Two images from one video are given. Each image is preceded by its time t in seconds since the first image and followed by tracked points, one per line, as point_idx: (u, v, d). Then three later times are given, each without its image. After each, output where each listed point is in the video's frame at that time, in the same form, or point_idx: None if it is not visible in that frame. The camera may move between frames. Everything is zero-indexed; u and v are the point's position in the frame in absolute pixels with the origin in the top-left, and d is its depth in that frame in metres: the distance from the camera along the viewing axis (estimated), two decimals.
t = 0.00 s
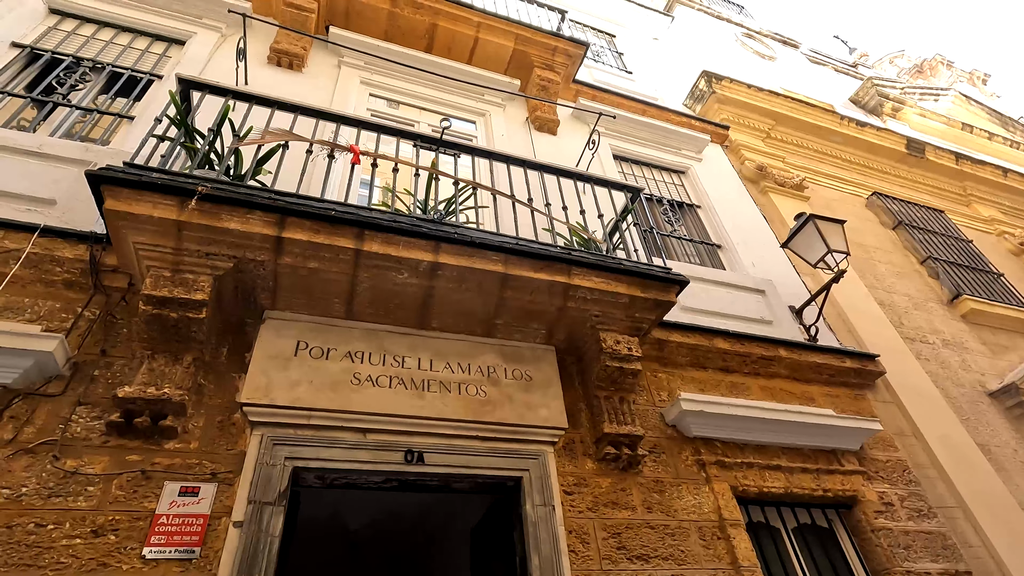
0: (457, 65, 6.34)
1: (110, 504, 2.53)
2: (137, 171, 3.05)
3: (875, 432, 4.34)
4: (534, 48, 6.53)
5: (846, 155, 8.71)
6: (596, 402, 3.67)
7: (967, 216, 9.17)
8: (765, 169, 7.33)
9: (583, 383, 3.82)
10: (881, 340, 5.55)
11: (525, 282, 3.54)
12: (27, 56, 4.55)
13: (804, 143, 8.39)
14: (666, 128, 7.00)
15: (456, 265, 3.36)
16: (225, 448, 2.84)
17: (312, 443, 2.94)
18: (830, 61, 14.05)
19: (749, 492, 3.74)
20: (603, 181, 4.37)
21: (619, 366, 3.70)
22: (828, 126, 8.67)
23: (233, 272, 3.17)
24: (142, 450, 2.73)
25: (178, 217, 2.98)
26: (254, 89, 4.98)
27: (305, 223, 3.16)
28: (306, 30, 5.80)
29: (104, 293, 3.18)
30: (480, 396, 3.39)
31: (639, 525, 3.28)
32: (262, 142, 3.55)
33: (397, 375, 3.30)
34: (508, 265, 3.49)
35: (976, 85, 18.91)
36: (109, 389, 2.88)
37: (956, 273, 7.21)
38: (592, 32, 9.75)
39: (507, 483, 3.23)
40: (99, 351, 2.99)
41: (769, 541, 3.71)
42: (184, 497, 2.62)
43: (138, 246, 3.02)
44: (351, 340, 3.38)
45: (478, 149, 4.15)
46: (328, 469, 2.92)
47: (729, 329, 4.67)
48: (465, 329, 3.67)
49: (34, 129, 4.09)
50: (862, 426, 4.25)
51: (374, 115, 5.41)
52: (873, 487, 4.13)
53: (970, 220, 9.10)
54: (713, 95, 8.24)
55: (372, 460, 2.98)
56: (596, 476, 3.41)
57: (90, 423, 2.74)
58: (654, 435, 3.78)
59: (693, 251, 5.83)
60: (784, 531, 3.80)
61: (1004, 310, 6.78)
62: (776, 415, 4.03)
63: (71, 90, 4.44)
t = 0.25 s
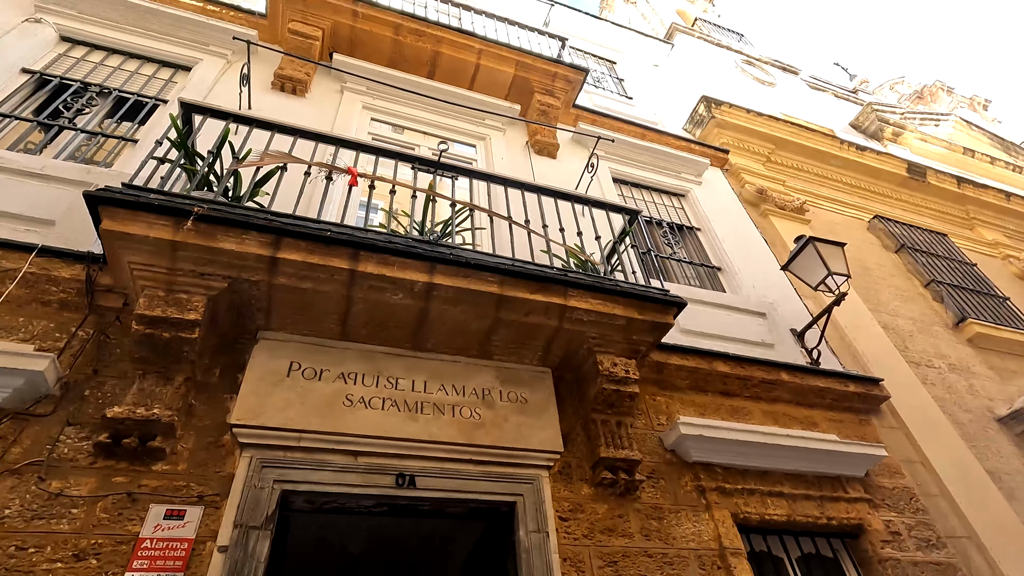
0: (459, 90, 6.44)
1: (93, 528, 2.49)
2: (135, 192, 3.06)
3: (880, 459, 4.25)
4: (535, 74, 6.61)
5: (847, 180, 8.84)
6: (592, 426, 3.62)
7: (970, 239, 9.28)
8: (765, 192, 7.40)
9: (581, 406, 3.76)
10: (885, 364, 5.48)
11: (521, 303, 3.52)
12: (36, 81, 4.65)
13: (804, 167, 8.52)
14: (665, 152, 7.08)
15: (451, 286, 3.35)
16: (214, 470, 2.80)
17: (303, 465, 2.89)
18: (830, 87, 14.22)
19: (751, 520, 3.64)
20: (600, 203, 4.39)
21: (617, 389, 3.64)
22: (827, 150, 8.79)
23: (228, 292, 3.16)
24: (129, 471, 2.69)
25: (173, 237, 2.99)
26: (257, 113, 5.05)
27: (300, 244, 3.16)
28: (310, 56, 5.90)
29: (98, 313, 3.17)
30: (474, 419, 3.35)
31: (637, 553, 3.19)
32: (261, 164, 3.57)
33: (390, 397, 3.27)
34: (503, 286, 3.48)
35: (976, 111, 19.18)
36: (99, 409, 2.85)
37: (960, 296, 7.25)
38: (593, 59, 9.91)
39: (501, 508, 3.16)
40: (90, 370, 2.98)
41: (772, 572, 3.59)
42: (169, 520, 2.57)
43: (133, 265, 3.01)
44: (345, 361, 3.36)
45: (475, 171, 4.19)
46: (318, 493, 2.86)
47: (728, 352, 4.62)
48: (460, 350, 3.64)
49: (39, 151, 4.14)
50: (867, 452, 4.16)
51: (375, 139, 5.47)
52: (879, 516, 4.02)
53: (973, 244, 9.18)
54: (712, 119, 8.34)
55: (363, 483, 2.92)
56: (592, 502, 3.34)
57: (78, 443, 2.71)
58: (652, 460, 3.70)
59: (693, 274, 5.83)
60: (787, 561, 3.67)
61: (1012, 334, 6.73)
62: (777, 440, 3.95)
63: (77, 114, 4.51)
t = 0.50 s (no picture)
0: (452, 108, 6.47)
1: (54, 546, 2.40)
2: (116, 202, 3.02)
3: (872, 483, 4.17)
4: (529, 94, 6.65)
5: (840, 202, 8.88)
6: (577, 445, 3.55)
7: (965, 262, 9.30)
8: (757, 213, 7.41)
9: (566, 426, 3.68)
10: (877, 387, 5.42)
11: (506, 319, 3.47)
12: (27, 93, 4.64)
13: (797, 189, 8.57)
14: (658, 172, 7.11)
15: (435, 301, 3.31)
16: (184, 487, 2.72)
17: (277, 482, 2.81)
18: (823, 112, 14.39)
19: (740, 544, 3.55)
20: (588, 221, 4.38)
21: (603, 408, 3.58)
22: (820, 172, 8.86)
23: (207, 304, 3.10)
24: (95, 487, 2.61)
25: (152, 247, 2.94)
26: (249, 128, 5.05)
27: (282, 256, 3.12)
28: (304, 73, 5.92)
29: (74, 324, 3.11)
30: (456, 437, 3.27)
31: None
32: (246, 177, 3.53)
33: (370, 414, 3.20)
34: (488, 301, 3.43)
35: (968, 137, 19.49)
36: (68, 422, 2.78)
37: (954, 319, 7.23)
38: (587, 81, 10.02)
39: (481, 530, 3.07)
40: (63, 382, 2.91)
41: None
42: (134, 539, 2.49)
43: (110, 276, 2.95)
44: (325, 376, 3.29)
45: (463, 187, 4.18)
46: (291, 512, 2.77)
47: (719, 372, 4.56)
48: (444, 367, 3.58)
49: (25, 162, 4.11)
50: (858, 476, 4.09)
51: (366, 155, 5.48)
52: (872, 541, 3.93)
53: (967, 267, 9.20)
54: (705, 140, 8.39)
55: (339, 502, 2.84)
56: (576, 524, 3.25)
57: (44, 458, 2.64)
58: (638, 481, 3.62)
59: (684, 293, 5.81)
60: None
61: (1006, 358, 6.69)
62: (766, 462, 3.88)
63: (66, 126, 4.49)
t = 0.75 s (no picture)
0: (440, 104, 6.43)
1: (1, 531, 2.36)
2: (83, 185, 2.96)
3: (847, 488, 4.14)
4: (519, 92, 6.61)
5: (831, 208, 8.87)
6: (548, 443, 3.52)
7: (954, 271, 9.31)
8: (746, 217, 7.39)
9: (538, 423, 3.64)
10: (859, 392, 5.40)
11: (479, 314, 3.43)
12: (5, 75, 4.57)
13: (787, 194, 8.56)
14: (647, 173, 7.08)
15: (406, 294, 3.26)
16: (140, 475, 2.69)
17: (236, 473, 2.76)
18: (819, 119, 14.41)
19: (709, 546, 3.51)
20: (568, 218, 4.35)
21: (575, 406, 3.55)
22: (812, 178, 8.85)
23: (173, 291, 3.03)
24: (48, 473, 2.57)
25: (116, 231, 2.87)
26: (231, 117, 5.00)
27: (251, 244, 3.06)
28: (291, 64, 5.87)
29: (37, 308, 3.05)
30: (424, 430, 3.23)
31: None
32: (220, 164, 3.47)
33: (336, 405, 3.15)
34: (460, 295, 3.39)
35: (964, 149, 19.63)
36: (23, 408, 2.75)
37: (940, 327, 7.23)
38: (581, 82, 10.00)
39: (444, 527, 3.03)
40: (21, 366, 2.87)
41: None
42: (85, 526, 2.46)
43: (73, 259, 2.89)
44: (292, 367, 3.24)
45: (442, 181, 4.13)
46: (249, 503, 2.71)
47: (697, 373, 4.52)
48: (415, 360, 3.52)
49: None
50: (833, 481, 4.07)
51: (350, 147, 5.44)
52: (844, 547, 3.89)
53: (956, 275, 9.22)
54: (696, 143, 8.36)
55: (299, 493, 2.79)
56: (542, 522, 3.22)
57: None
58: (608, 480, 3.59)
59: (668, 295, 5.79)
60: None
61: (989, 367, 6.69)
62: (740, 465, 3.85)
63: (44, 110, 4.44)
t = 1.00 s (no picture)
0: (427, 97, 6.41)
1: None
2: (47, 165, 2.87)
3: (817, 488, 4.16)
4: (506, 86, 6.59)
5: (818, 212, 8.90)
6: (516, 436, 3.52)
7: (939, 278, 9.36)
8: (732, 218, 7.40)
9: (508, 417, 3.63)
10: (836, 395, 5.42)
11: (451, 307, 3.41)
12: None
13: (775, 197, 8.58)
14: (633, 172, 7.08)
15: (376, 284, 3.24)
16: (97, 457, 2.69)
17: (195, 458, 2.74)
18: (812, 123, 14.46)
19: (675, 543, 3.52)
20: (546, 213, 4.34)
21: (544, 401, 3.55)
22: (800, 181, 8.88)
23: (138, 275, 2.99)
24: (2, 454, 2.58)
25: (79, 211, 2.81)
26: (212, 103, 4.95)
27: (219, 229, 3.01)
28: (276, 53, 5.84)
29: None
30: (390, 421, 3.22)
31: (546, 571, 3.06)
32: (193, 149, 3.44)
33: (301, 394, 3.14)
34: (432, 287, 3.36)
35: (956, 157, 19.74)
36: None
37: (921, 332, 7.26)
38: (574, 80, 10.00)
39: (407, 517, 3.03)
40: None
41: None
42: (37, 507, 2.45)
43: (36, 239, 2.84)
44: (259, 354, 3.22)
45: (419, 172, 4.12)
46: (207, 489, 2.70)
47: (672, 371, 4.53)
48: (385, 351, 3.51)
49: None
50: (802, 481, 4.09)
51: (332, 137, 5.41)
52: (811, 547, 3.91)
53: (941, 282, 9.26)
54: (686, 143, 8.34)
55: (259, 481, 2.78)
56: (507, 515, 3.21)
57: None
58: (576, 475, 3.59)
59: (649, 293, 5.79)
60: None
61: (968, 373, 6.74)
62: (709, 463, 3.86)
63: (21, 91, 4.39)
